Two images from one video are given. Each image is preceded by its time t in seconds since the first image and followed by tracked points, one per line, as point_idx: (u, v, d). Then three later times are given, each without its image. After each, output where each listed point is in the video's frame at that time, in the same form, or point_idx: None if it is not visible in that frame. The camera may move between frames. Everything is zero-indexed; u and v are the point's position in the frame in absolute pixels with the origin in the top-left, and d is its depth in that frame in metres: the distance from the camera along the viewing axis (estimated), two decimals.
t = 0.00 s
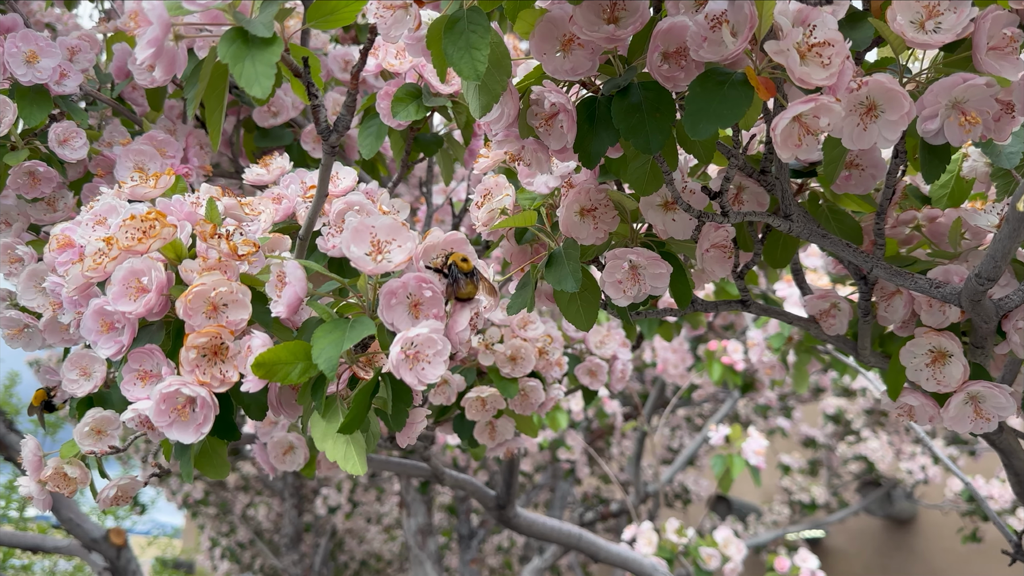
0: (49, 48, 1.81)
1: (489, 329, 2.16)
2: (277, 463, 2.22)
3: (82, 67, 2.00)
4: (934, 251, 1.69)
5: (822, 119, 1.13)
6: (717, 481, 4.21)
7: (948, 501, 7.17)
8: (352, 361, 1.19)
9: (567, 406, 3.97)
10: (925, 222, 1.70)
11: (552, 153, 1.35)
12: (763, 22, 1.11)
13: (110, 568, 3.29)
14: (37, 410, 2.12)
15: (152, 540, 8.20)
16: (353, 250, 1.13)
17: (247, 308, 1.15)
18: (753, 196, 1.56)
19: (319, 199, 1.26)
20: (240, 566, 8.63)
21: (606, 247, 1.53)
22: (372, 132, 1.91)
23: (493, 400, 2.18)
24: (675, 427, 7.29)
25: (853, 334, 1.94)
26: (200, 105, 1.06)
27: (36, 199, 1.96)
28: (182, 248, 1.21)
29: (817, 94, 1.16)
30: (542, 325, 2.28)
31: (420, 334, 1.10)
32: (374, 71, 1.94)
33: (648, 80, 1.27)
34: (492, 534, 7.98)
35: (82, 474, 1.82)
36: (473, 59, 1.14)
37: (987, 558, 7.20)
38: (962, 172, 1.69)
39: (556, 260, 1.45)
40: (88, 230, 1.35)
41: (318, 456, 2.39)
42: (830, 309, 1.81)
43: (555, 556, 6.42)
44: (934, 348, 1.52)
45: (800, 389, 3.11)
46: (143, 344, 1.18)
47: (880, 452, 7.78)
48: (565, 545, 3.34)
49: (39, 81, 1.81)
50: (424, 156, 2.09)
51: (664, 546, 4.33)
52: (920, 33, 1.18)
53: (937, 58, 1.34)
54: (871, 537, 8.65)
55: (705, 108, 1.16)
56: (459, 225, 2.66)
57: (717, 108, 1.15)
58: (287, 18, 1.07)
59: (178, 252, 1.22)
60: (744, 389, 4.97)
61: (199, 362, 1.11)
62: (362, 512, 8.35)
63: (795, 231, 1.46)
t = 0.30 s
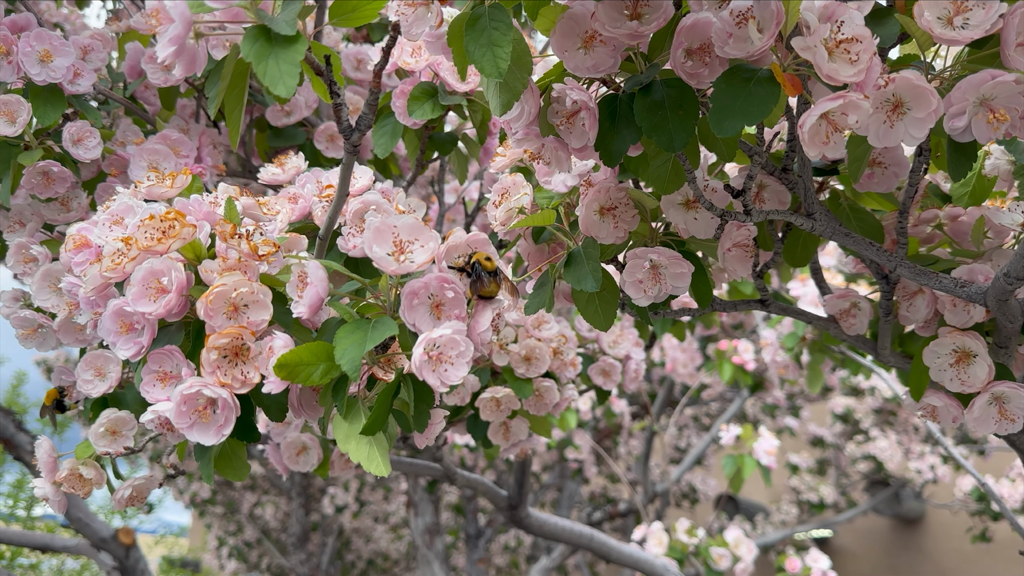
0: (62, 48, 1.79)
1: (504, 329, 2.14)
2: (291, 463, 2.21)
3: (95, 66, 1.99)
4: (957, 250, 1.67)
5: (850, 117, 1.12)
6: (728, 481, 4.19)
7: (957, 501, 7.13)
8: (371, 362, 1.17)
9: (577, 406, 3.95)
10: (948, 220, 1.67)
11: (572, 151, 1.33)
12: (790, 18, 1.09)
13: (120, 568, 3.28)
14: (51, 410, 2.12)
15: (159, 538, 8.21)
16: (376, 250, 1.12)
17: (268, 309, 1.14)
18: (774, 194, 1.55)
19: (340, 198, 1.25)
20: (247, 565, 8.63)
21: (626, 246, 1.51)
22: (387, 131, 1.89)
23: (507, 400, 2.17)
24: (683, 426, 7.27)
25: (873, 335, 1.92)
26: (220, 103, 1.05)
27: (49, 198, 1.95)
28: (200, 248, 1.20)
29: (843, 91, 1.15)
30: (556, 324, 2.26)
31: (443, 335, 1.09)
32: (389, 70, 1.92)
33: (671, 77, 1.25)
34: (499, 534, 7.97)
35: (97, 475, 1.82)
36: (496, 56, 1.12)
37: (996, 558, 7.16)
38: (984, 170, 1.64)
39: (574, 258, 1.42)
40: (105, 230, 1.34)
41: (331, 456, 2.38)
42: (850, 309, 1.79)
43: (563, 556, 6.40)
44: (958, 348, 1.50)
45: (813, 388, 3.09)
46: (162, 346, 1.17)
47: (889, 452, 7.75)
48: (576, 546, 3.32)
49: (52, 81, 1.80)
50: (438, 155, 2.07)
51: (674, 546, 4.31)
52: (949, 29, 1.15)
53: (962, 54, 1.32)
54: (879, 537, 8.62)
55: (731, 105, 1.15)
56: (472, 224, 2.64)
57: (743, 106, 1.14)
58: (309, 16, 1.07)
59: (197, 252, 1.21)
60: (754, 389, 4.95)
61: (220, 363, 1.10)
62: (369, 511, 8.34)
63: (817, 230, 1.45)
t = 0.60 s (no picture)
0: (72, 46, 1.79)
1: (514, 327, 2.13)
2: (301, 462, 2.20)
3: (104, 64, 1.98)
4: (972, 247, 1.66)
5: (870, 112, 1.11)
6: (737, 480, 4.17)
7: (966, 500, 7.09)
8: (384, 361, 1.15)
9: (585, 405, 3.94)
10: (962, 217, 1.67)
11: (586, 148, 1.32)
12: (807, 12, 1.08)
13: (128, 567, 3.28)
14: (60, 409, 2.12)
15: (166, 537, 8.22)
16: (389, 247, 1.11)
17: (281, 306, 1.13)
18: (789, 190, 1.53)
19: (353, 195, 1.24)
20: (254, 564, 8.63)
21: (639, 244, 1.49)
22: (398, 128, 1.88)
23: (518, 398, 2.15)
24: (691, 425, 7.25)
25: (887, 332, 1.91)
26: (232, 99, 1.04)
27: (59, 197, 1.95)
28: (213, 247, 1.20)
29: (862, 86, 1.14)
30: (567, 322, 2.25)
31: (458, 333, 1.07)
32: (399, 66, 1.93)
33: (686, 73, 1.24)
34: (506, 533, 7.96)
35: (107, 474, 1.81)
36: (510, 52, 1.11)
37: (1004, 557, 7.12)
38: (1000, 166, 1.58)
39: (588, 256, 1.42)
40: (116, 228, 1.33)
41: (341, 455, 2.37)
42: (865, 307, 1.78)
43: (570, 555, 6.39)
44: (975, 345, 1.49)
45: (824, 387, 3.07)
46: (175, 343, 1.16)
47: (898, 450, 7.70)
48: (585, 545, 3.31)
49: (62, 79, 1.79)
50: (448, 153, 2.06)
51: (683, 545, 4.30)
52: (967, 23, 1.14)
53: (979, 48, 1.31)
54: (887, 536, 8.59)
55: (749, 100, 1.14)
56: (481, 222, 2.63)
57: (761, 100, 1.13)
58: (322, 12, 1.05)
59: (209, 250, 1.20)
60: (763, 388, 4.93)
61: (234, 362, 1.09)
62: (376, 510, 8.34)
63: (833, 227, 1.43)
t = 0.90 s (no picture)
0: (81, 42, 1.79)
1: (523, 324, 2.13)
2: (309, 459, 2.20)
3: (113, 61, 1.98)
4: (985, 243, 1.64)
5: (885, 106, 1.10)
6: (746, 478, 4.15)
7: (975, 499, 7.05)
8: (395, 355, 1.15)
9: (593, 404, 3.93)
10: (975, 212, 1.65)
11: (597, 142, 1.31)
12: (821, 6, 1.07)
13: (135, 565, 3.28)
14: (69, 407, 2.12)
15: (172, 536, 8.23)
16: (403, 243, 1.12)
17: (292, 301, 1.13)
18: (801, 185, 1.52)
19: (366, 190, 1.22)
20: (260, 562, 8.65)
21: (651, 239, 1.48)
22: (406, 124, 1.88)
23: (527, 396, 2.13)
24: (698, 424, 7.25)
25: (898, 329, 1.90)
26: (244, 92, 1.04)
27: (68, 194, 1.95)
28: (225, 242, 1.19)
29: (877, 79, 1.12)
30: (576, 320, 2.25)
31: (469, 325, 1.07)
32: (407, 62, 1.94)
33: (698, 67, 1.23)
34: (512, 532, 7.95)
35: (117, 471, 1.81)
36: (521, 46, 1.10)
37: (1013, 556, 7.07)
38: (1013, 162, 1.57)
39: (599, 252, 1.42)
40: (126, 224, 1.33)
41: (349, 453, 2.37)
42: (876, 303, 1.77)
43: (577, 554, 6.37)
44: (989, 342, 1.47)
45: (834, 385, 3.06)
46: (187, 338, 1.16)
47: (905, 449, 7.67)
48: (593, 543, 3.30)
49: (71, 75, 1.79)
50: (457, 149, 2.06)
51: (691, 544, 4.30)
52: (983, 16, 1.13)
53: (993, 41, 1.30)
54: (894, 535, 8.56)
55: (763, 93, 1.13)
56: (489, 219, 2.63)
57: (775, 93, 1.12)
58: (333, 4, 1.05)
59: (220, 245, 1.20)
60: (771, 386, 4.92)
61: (246, 356, 1.09)
62: (383, 509, 8.35)
63: (846, 222, 1.43)
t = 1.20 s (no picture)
0: (94, 44, 1.79)
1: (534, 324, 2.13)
2: (321, 460, 2.20)
3: (125, 62, 1.98)
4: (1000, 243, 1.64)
5: (904, 107, 1.09)
6: (754, 478, 4.14)
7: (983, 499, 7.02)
8: (409, 357, 1.16)
9: (601, 404, 3.93)
10: (991, 212, 1.65)
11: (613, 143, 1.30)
12: (839, 6, 1.07)
13: (144, 564, 3.28)
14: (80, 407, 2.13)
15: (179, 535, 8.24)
16: (414, 249, 1.10)
17: (309, 302, 1.13)
18: (816, 185, 1.52)
19: (380, 192, 1.21)
20: (267, 561, 8.67)
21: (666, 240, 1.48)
22: (418, 125, 1.88)
23: (538, 396, 2.13)
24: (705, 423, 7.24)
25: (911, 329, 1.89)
26: (263, 95, 1.04)
27: (81, 195, 1.95)
28: (242, 243, 1.21)
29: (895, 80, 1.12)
30: (587, 320, 2.25)
31: (488, 330, 1.07)
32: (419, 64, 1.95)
33: (715, 67, 1.22)
34: (518, 531, 7.96)
35: (130, 471, 1.81)
36: (538, 47, 1.09)
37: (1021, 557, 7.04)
38: None
39: (613, 252, 1.41)
40: (141, 225, 1.34)
41: (360, 453, 2.37)
42: (890, 303, 1.77)
43: (584, 553, 6.37)
44: (1005, 342, 1.47)
45: (844, 385, 3.05)
46: (204, 340, 1.16)
47: (913, 448, 7.65)
48: (602, 543, 3.30)
49: (84, 77, 1.80)
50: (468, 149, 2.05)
51: (699, 544, 4.30)
52: (1001, 16, 1.13)
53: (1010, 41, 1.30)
54: (901, 534, 8.54)
55: (781, 93, 1.13)
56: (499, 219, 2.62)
57: (793, 93, 1.12)
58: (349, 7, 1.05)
59: (236, 247, 1.20)
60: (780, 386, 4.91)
61: (264, 358, 1.10)
62: (389, 508, 8.35)
63: (862, 223, 1.42)
